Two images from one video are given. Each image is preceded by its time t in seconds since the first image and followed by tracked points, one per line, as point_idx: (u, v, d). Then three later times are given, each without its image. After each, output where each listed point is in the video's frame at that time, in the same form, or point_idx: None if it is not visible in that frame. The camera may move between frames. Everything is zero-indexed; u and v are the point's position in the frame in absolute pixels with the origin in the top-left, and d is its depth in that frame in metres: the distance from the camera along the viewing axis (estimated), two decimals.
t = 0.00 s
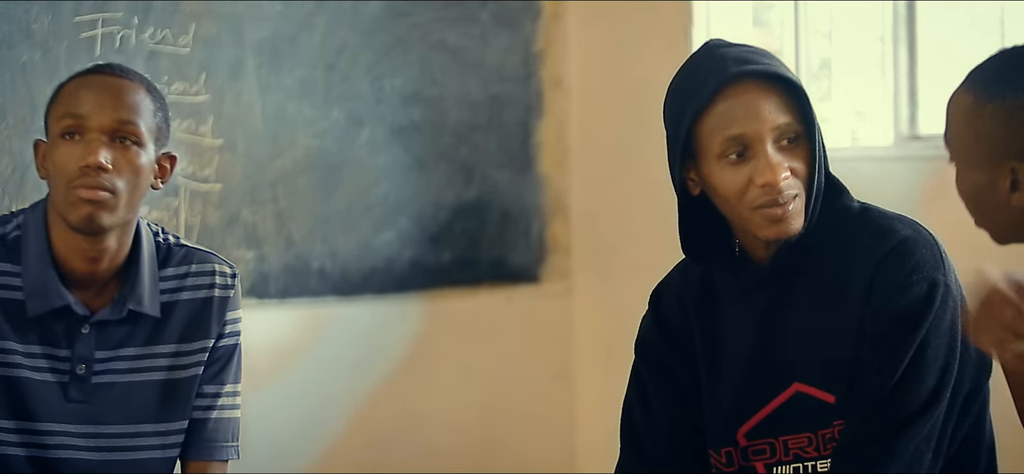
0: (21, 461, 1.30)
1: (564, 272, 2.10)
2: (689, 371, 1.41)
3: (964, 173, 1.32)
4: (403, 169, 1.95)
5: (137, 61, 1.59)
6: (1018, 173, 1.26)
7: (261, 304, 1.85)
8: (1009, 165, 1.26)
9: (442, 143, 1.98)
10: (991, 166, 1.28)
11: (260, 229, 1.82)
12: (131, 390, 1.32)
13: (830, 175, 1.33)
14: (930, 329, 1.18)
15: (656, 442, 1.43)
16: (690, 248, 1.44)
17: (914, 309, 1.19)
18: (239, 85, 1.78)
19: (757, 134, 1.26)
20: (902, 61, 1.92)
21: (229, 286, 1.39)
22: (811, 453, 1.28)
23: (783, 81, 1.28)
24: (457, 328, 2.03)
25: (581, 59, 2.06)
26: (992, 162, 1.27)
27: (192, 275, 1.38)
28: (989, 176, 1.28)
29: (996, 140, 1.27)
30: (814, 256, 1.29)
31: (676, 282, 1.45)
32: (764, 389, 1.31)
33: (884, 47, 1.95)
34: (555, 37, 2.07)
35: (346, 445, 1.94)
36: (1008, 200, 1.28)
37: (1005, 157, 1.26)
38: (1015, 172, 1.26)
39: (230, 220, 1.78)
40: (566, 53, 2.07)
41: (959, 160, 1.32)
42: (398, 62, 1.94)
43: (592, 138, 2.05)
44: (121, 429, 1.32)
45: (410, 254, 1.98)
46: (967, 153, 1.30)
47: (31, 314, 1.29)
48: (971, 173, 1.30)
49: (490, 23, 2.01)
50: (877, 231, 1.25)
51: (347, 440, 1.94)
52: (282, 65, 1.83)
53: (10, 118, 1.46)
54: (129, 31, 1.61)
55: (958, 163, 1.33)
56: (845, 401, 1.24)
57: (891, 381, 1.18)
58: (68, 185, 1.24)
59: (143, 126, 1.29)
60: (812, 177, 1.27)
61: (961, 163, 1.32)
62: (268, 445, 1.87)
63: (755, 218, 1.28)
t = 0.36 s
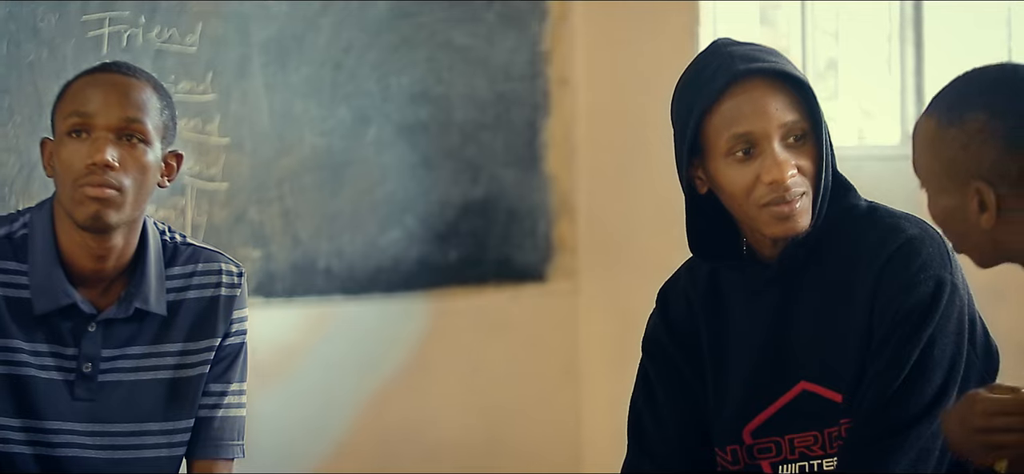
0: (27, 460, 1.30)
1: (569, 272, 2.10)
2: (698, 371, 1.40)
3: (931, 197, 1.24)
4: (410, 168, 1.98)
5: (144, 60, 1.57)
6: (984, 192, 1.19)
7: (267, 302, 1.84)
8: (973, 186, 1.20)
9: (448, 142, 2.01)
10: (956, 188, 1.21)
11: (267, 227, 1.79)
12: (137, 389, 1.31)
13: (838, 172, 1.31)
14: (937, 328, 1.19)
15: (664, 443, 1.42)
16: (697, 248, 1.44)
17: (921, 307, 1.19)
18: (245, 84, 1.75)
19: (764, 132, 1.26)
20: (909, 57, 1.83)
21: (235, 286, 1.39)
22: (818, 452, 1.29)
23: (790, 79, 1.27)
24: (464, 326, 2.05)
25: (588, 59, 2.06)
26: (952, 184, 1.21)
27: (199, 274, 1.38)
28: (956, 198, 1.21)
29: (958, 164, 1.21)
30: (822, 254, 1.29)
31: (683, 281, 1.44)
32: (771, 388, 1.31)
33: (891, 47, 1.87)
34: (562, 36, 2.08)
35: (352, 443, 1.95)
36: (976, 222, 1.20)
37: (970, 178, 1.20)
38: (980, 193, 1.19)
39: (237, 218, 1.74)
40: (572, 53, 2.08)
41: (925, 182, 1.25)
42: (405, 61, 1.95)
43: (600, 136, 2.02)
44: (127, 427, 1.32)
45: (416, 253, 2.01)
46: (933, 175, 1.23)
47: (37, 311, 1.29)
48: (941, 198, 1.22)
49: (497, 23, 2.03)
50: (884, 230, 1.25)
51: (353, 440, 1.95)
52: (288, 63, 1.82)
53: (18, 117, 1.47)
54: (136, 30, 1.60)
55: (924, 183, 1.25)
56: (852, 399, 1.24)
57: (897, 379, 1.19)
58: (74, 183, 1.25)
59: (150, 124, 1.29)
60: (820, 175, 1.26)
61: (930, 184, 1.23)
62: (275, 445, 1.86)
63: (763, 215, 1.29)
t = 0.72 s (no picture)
0: (39, 460, 1.30)
1: (581, 272, 2.08)
2: (707, 372, 1.40)
3: (982, 152, 1.42)
4: (421, 168, 1.95)
5: (155, 61, 1.68)
6: None
7: (278, 303, 1.85)
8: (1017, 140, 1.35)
9: (459, 143, 1.97)
10: (1005, 141, 1.37)
11: (278, 228, 1.83)
12: (148, 390, 1.31)
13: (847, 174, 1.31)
14: (948, 330, 1.16)
15: (675, 440, 1.40)
16: (708, 249, 1.44)
17: (932, 309, 1.17)
18: (256, 84, 1.79)
19: (776, 133, 1.25)
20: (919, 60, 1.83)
21: (247, 287, 1.38)
22: (828, 453, 1.28)
23: (802, 79, 1.26)
24: (477, 327, 2.02)
25: (600, 60, 2.05)
26: (1002, 138, 1.38)
27: (210, 275, 1.37)
28: (1002, 150, 1.37)
29: (1006, 120, 1.37)
30: (833, 256, 1.28)
31: (693, 283, 1.42)
32: (781, 389, 1.30)
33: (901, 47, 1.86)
34: (573, 36, 2.06)
35: (363, 446, 1.94)
36: (1015, 177, 1.37)
37: (1014, 132, 1.36)
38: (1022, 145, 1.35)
39: (248, 219, 1.80)
40: (583, 53, 2.06)
41: (977, 137, 1.43)
42: (416, 62, 1.93)
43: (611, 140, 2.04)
44: (139, 428, 1.31)
45: (428, 254, 1.96)
46: (984, 133, 1.41)
47: (49, 311, 1.28)
48: (987, 152, 1.41)
49: (508, 23, 2.00)
50: (893, 232, 1.24)
51: (364, 440, 1.94)
52: (299, 64, 1.83)
53: (29, 117, 1.53)
54: (147, 31, 1.68)
55: (979, 138, 1.42)
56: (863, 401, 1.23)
57: (908, 381, 1.17)
58: (87, 182, 1.24)
59: (162, 124, 1.29)
60: (831, 176, 1.25)
61: (982, 140, 1.41)
62: (287, 443, 1.87)
63: (774, 216, 1.27)
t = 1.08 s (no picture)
0: (54, 460, 1.30)
1: (596, 272, 2.08)
2: (723, 373, 1.39)
3: None
4: (436, 169, 1.94)
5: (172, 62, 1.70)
6: None
7: (293, 303, 1.85)
8: None
9: (475, 144, 1.97)
10: None
11: (293, 229, 1.83)
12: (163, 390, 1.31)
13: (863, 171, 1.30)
14: (964, 330, 1.15)
15: (690, 442, 1.40)
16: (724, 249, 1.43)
17: (948, 309, 1.16)
18: (272, 85, 1.80)
19: (792, 133, 1.24)
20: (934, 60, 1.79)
21: (262, 287, 1.38)
22: (843, 454, 1.25)
23: (818, 79, 1.25)
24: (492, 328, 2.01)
25: (615, 60, 2.04)
26: None
27: (225, 275, 1.37)
28: None
29: None
30: (848, 256, 1.27)
31: (709, 283, 1.41)
32: (795, 389, 1.28)
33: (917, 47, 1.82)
34: (588, 36, 2.05)
35: (377, 447, 1.93)
36: None
37: None
38: None
39: (263, 219, 1.81)
40: (598, 53, 2.06)
41: None
42: (432, 62, 1.93)
43: (626, 141, 2.04)
44: (154, 428, 1.31)
45: (443, 254, 1.96)
46: None
47: (64, 312, 1.28)
48: None
49: (524, 23, 1.99)
50: (909, 232, 1.23)
51: (379, 441, 1.93)
52: (315, 64, 1.83)
53: (44, 118, 1.59)
54: (162, 31, 1.70)
55: None
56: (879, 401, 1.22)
57: (924, 381, 1.15)
58: (101, 182, 1.24)
59: (177, 125, 1.29)
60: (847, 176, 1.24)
61: None
62: (301, 444, 1.87)
63: (789, 217, 1.26)
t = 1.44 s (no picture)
0: (67, 460, 1.30)
1: (609, 272, 2.07)
2: (738, 372, 1.38)
3: None
4: (449, 169, 1.94)
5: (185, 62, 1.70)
6: None
7: (305, 303, 1.85)
8: None
9: (487, 143, 1.96)
10: None
11: (306, 228, 1.83)
12: (175, 389, 1.31)
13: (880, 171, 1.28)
14: (980, 329, 1.14)
15: (703, 442, 1.39)
16: (739, 248, 1.42)
17: (964, 309, 1.15)
18: (284, 85, 1.80)
19: (809, 131, 1.23)
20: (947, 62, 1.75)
21: (275, 287, 1.38)
22: (858, 453, 1.25)
23: (835, 77, 1.25)
24: (504, 328, 2.01)
25: (629, 60, 2.04)
26: None
27: (238, 275, 1.37)
28: None
29: None
30: (864, 256, 1.26)
31: (723, 281, 1.41)
32: (810, 388, 1.28)
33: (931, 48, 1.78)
34: (601, 36, 2.04)
35: (390, 447, 1.93)
36: None
37: None
38: None
39: (276, 219, 1.81)
40: (610, 53, 2.05)
41: None
42: (444, 62, 1.93)
43: (640, 141, 2.04)
44: (167, 428, 1.32)
45: (456, 254, 1.96)
46: None
47: (77, 312, 1.28)
48: None
49: (537, 23, 1.99)
50: (925, 232, 1.22)
51: (392, 440, 1.93)
52: (328, 65, 1.83)
53: (58, 117, 1.59)
54: (176, 31, 1.70)
55: None
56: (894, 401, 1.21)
57: (939, 381, 1.14)
58: (116, 182, 1.25)
59: (191, 124, 1.30)
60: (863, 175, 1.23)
61: None
62: (314, 444, 1.87)
63: (806, 215, 1.25)
